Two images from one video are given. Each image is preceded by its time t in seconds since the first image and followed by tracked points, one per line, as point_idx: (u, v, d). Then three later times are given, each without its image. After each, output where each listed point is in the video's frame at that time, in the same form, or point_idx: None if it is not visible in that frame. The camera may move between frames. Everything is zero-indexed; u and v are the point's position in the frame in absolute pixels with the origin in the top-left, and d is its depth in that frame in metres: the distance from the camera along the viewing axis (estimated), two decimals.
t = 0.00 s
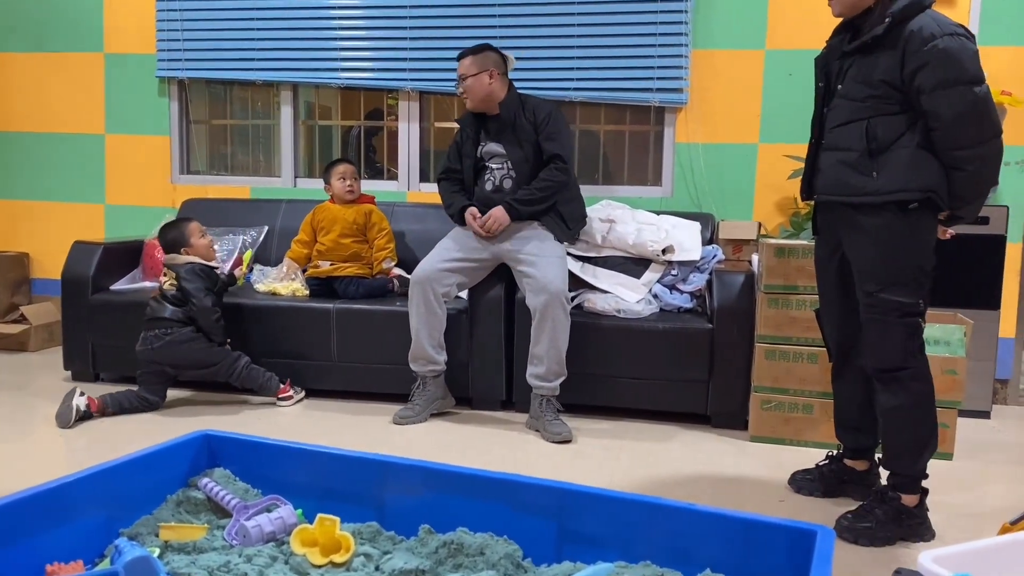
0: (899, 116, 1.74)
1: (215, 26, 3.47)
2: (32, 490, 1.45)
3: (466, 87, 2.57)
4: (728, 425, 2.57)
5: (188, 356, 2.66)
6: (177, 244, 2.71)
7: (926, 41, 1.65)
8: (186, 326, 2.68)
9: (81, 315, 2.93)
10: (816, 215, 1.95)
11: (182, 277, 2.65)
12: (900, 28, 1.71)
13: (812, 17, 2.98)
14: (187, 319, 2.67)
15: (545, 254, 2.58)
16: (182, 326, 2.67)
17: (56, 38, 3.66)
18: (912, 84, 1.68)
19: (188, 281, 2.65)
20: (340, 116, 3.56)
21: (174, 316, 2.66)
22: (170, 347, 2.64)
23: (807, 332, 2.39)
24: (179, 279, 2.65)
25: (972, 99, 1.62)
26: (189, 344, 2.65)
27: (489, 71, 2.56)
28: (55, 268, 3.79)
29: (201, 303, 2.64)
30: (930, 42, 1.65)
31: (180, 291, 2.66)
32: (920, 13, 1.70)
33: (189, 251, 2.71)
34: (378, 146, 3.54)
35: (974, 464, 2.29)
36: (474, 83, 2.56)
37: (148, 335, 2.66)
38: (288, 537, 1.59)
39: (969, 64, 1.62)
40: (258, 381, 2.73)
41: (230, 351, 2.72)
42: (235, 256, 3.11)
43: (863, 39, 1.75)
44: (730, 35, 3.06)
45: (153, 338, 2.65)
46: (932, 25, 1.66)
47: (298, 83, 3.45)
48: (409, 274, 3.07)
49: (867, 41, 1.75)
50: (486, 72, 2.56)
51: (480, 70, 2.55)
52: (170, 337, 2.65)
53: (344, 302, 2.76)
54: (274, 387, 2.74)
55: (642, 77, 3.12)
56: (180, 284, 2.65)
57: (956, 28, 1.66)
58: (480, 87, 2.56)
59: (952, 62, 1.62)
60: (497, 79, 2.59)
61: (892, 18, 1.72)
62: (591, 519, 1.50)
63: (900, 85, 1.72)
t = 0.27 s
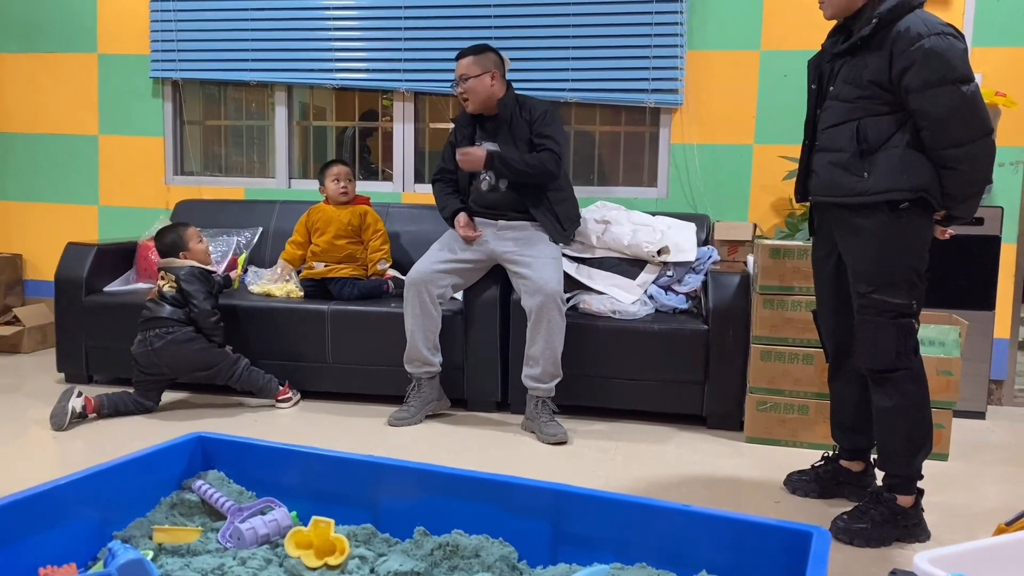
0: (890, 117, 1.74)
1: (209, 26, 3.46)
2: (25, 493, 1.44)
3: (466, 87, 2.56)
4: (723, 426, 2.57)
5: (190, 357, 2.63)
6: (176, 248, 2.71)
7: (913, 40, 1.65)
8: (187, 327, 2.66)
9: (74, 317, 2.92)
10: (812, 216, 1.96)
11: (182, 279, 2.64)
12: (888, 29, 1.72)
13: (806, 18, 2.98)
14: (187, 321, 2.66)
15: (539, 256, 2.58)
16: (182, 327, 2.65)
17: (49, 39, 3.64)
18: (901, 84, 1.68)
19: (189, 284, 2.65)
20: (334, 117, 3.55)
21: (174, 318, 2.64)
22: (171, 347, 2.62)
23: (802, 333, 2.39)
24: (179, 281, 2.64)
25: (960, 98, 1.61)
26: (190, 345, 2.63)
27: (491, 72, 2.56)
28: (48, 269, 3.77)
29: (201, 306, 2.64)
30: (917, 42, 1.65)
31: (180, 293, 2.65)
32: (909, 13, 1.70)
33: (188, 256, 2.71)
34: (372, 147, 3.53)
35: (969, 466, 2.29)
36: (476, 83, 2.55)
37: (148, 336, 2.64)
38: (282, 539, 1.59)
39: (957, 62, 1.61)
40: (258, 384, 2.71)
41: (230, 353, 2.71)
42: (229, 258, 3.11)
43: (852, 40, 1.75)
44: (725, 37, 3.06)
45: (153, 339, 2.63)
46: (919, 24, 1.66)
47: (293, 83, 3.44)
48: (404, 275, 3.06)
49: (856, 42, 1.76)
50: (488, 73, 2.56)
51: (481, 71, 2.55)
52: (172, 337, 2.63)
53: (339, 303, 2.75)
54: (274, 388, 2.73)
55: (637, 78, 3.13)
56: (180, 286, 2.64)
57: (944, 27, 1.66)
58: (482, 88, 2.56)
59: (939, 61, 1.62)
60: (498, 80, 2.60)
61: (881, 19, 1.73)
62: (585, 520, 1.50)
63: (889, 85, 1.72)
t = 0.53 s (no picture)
0: (879, 118, 1.74)
1: (203, 27, 3.46)
2: (18, 495, 1.44)
3: (465, 86, 2.58)
4: (718, 427, 2.58)
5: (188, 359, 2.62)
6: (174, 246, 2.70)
7: (901, 42, 1.66)
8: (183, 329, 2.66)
9: (68, 319, 2.91)
10: (805, 218, 1.97)
11: (177, 281, 2.64)
12: (877, 31, 1.72)
13: (799, 20, 2.99)
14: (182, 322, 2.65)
15: (533, 257, 2.58)
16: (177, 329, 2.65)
17: (42, 40, 3.63)
18: (889, 86, 1.69)
19: (184, 286, 2.64)
20: (329, 118, 3.55)
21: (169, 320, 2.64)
22: (168, 349, 2.61)
23: (796, 334, 2.39)
24: (174, 282, 2.64)
25: (947, 99, 1.61)
26: (187, 347, 2.63)
27: (492, 73, 2.57)
28: (42, 272, 3.76)
29: (196, 308, 2.64)
30: (904, 43, 1.65)
31: (175, 295, 2.65)
32: (898, 14, 1.71)
33: (186, 258, 2.71)
34: (367, 149, 3.54)
35: (962, 466, 2.29)
36: (475, 83, 2.57)
37: (143, 338, 2.62)
38: (276, 541, 1.58)
39: (944, 63, 1.62)
40: (253, 385, 2.70)
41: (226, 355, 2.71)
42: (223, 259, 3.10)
43: (841, 42, 1.76)
44: (719, 38, 3.07)
45: (149, 341, 2.62)
46: (906, 26, 1.67)
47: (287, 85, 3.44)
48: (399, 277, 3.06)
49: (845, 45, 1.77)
50: (488, 74, 2.57)
51: (482, 71, 2.56)
52: (168, 339, 2.62)
53: (333, 305, 2.75)
54: (270, 391, 2.71)
55: (631, 80, 3.13)
56: (175, 287, 2.64)
57: (931, 27, 1.66)
58: (481, 87, 2.58)
59: (925, 62, 1.62)
60: (497, 82, 2.61)
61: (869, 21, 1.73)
62: (578, 521, 1.50)
63: (878, 87, 1.73)
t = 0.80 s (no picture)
0: (873, 120, 1.75)
1: (198, 29, 3.45)
2: (11, 499, 1.43)
3: (460, 87, 2.57)
4: (714, 428, 2.58)
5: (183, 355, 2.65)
6: (156, 239, 2.67)
7: (893, 44, 1.66)
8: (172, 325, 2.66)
9: (62, 322, 2.90)
10: (801, 219, 1.97)
11: (153, 271, 2.61)
12: (869, 33, 1.73)
13: (795, 22, 3.00)
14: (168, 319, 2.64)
15: (528, 258, 2.57)
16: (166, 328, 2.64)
17: (36, 42, 3.62)
18: (882, 88, 1.69)
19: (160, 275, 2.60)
20: (324, 120, 3.54)
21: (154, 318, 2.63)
22: (162, 351, 2.62)
23: (792, 336, 2.39)
24: (152, 274, 2.61)
25: (940, 100, 1.61)
26: (180, 344, 2.64)
27: (487, 75, 2.57)
28: (36, 274, 3.74)
29: (175, 292, 2.59)
30: (897, 45, 1.66)
31: (154, 288, 2.62)
32: (890, 16, 1.71)
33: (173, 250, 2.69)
34: (362, 151, 3.53)
35: (958, 467, 2.30)
36: (469, 84, 2.56)
37: (135, 342, 2.62)
38: (271, 545, 1.58)
39: (936, 65, 1.62)
40: (218, 372, 2.72)
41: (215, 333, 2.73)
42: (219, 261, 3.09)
43: (835, 45, 1.77)
44: (714, 40, 3.07)
45: (142, 346, 2.62)
46: (898, 28, 1.67)
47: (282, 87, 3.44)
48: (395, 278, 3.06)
49: (838, 47, 1.77)
50: (483, 76, 2.56)
51: (478, 73, 2.56)
52: (160, 340, 2.62)
53: (329, 307, 2.74)
54: (230, 385, 2.71)
55: (627, 82, 3.13)
56: (152, 279, 2.61)
57: (924, 29, 1.66)
58: (475, 89, 2.57)
59: (918, 64, 1.62)
60: (493, 84, 2.61)
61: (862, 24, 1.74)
62: (575, 524, 1.50)
63: (871, 89, 1.73)
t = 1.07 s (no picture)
0: (868, 121, 1.75)
1: (193, 30, 3.44)
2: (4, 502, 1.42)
3: (453, 90, 2.57)
4: (709, 430, 2.58)
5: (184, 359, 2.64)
6: (177, 232, 2.67)
7: (888, 45, 1.66)
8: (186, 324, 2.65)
9: (56, 324, 2.89)
10: (795, 221, 1.97)
11: (183, 267, 2.60)
12: (865, 34, 1.73)
13: (789, 24, 3.00)
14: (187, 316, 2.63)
15: (524, 260, 2.58)
16: (181, 325, 2.63)
17: (30, 43, 3.61)
18: (878, 89, 1.69)
19: (193, 269, 2.60)
20: (319, 121, 3.54)
21: (173, 314, 2.61)
22: (172, 349, 2.60)
23: (787, 337, 2.39)
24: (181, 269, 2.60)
25: (935, 102, 1.62)
26: (189, 345, 2.64)
27: (480, 77, 2.56)
28: (30, 276, 3.73)
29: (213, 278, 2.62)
30: (892, 47, 1.66)
31: (182, 284, 2.62)
32: (885, 18, 1.72)
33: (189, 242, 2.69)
34: (358, 152, 3.53)
35: (952, 468, 2.30)
36: (462, 86, 2.56)
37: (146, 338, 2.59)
38: (265, 547, 1.57)
39: (931, 66, 1.62)
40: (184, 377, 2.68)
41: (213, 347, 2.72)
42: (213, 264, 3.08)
43: (830, 46, 1.77)
44: (709, 42, 3.08)
45: (152, 341, 2.59)
46: (894, 30, 1.67)
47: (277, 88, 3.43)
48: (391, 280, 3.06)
49: (834, 49, 1.78)
50: (476, 78, 2.56)
51: (470, 76, 2.55)
52: (174, 337, 2.61)
53: (324, 309, 2.74)
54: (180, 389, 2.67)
55: (622, 84, 3.13)
56: (182, 274, 2.60)
57: (919, 31, 1.66)
58: (468, 92, 2.57)
59: (912, 65, 1.63)
60: (486, 86, 2.60)
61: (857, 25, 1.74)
62: (570, 526, 1.50)
63: (866, 90, 1.73)
